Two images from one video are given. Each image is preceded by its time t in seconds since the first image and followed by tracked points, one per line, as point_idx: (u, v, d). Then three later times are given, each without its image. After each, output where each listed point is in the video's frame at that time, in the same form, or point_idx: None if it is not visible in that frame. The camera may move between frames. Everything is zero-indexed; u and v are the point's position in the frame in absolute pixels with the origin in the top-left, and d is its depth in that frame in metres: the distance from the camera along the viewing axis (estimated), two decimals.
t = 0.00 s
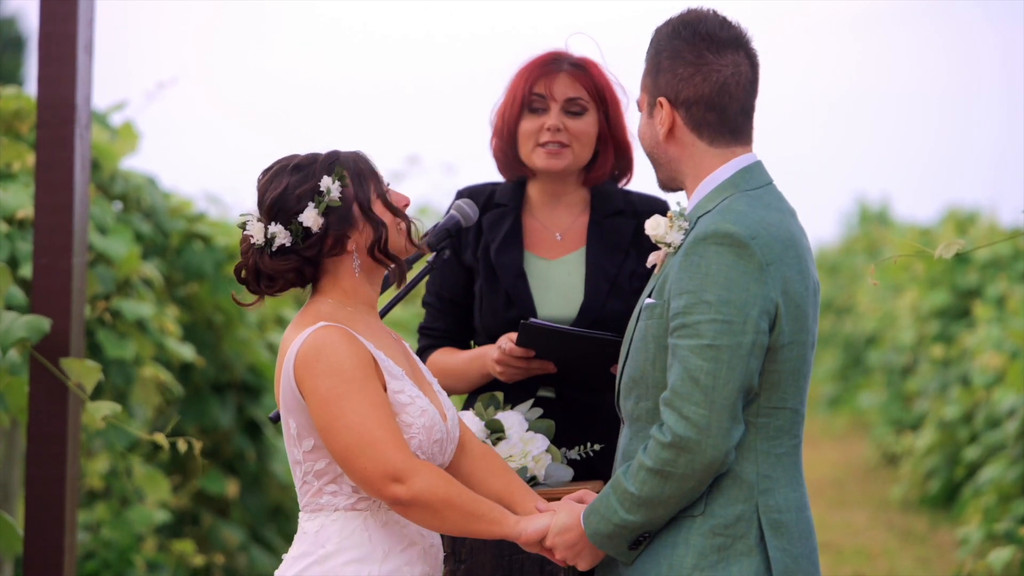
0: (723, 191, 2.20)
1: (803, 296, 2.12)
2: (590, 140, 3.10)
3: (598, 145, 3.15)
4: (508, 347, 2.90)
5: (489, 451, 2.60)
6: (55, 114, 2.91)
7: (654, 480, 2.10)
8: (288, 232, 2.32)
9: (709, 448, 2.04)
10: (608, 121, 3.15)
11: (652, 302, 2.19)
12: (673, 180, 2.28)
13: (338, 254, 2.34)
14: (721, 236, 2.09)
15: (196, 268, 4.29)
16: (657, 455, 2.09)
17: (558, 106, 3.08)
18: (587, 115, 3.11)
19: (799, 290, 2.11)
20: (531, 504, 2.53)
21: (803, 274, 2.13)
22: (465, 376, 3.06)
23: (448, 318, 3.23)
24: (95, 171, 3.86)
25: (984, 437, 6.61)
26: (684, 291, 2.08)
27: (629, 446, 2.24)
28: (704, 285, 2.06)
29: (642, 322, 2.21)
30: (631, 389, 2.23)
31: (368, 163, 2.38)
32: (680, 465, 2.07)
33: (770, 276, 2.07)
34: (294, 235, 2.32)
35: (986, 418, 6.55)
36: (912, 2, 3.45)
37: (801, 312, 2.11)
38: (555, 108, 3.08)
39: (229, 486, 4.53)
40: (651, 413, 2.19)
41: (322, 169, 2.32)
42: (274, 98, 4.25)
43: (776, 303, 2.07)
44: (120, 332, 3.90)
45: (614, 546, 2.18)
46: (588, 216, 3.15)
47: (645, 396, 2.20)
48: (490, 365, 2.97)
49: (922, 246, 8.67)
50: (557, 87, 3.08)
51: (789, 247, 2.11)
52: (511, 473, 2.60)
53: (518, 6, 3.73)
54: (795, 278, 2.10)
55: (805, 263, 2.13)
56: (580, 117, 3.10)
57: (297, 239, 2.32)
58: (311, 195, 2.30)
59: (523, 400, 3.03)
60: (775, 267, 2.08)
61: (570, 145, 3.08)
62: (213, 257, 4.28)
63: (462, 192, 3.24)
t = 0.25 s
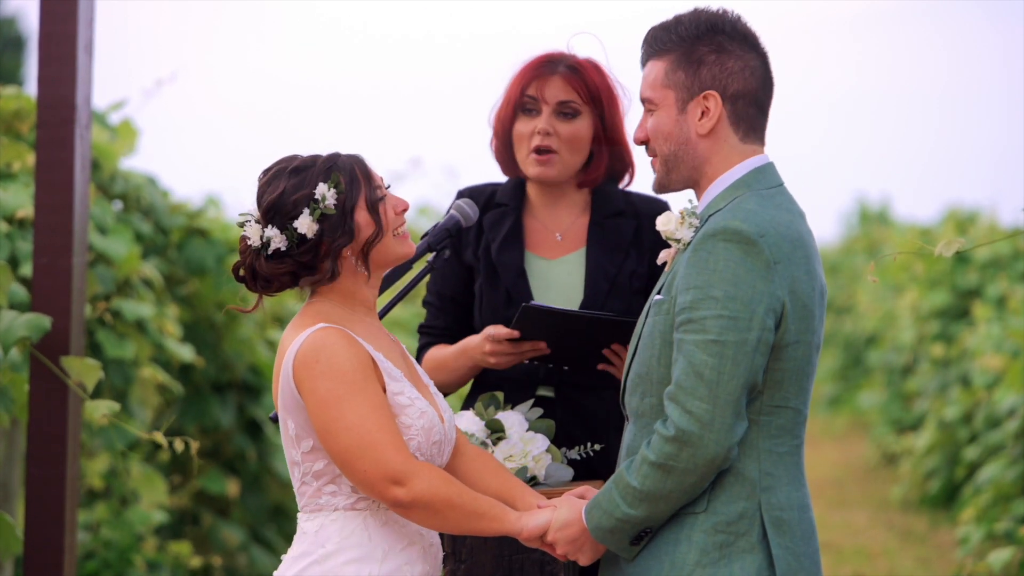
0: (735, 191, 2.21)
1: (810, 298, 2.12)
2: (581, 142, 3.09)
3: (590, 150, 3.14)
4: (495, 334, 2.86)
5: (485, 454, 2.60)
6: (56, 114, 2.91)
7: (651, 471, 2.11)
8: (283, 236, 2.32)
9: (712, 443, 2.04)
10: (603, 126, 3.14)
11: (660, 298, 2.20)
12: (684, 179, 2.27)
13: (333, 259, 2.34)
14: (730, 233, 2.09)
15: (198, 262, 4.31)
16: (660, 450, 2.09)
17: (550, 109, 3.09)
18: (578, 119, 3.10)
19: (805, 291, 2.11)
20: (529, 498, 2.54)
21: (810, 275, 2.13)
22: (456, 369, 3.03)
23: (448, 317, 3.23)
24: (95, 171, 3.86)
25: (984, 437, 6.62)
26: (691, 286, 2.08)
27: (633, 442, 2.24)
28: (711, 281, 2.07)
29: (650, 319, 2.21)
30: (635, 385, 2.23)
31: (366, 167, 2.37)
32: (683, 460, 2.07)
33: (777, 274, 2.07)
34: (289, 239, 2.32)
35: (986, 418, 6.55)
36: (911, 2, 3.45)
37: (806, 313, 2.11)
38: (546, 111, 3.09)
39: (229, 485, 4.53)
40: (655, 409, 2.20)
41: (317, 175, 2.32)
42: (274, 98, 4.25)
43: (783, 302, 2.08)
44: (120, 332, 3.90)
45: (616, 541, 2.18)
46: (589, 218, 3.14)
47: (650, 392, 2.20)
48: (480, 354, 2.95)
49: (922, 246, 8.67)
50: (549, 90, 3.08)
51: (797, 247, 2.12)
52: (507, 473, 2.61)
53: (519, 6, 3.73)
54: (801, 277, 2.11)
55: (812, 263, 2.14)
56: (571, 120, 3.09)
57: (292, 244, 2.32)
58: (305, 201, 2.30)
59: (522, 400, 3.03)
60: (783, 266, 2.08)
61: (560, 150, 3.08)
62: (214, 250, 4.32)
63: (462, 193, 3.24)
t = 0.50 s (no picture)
0: (741, 191, 2.21)
1: (818, 299, 2.12)
2: (581, 150, 3.09)
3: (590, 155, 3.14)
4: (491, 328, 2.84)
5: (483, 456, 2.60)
6: (56, 114, 2.91)
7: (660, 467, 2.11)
8: (286, 231, 2.32)
9: (720, 441, 2.04)
10: (603, 130, 3.13)
11: (668, 297, 2.20)
12: (694, 179, 2.27)
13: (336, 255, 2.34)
14: (741, 232, 2.09)
15: (197, 264, 4.31)
16: (667, 447, 2.09)
17: (546, 119, 3.08)
18: (576, 129, 3.09)
19: (813, 292, 2.11)
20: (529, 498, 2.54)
21: (818, 275, 2.14)
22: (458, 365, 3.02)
23: (454, 319, 3.23)
24: (95, 171, 3.86)
25: (984, 437, 6.61)
26: (701, 285, 2.08)
27: (639, 440, 2.24)
28: (722, 280, 2.06)
29: (658, 317, 2.21)
30: (642, 384, 2.23)
31: (371, 167, 2.37)
32: (691, 458, 2.07)
33: (787, 273, 2.07)
34: (292, 234, 2.32)
35: (986, 418, 6.55)
36: (911, 2, 3.45)
37: (813, 314, 2.12)
38: (543, 123, 3.08)
39: (229, 485, 4.53)
40: (661, 407, 2.20)
41: (323, 172, 2.32)
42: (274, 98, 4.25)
43: (792, 302, 2.08)
44: (120, 332, 3.90)
45: (620, 539, 2.18)
46: (592, 218, 3.14)
47: (656, 391, 2.20)
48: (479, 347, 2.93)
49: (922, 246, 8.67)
50: (545, 101, 3.08)
51: (806, 247, 2.12)
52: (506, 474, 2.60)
53: (519, 5, 3.73)
54: (810, 277, 2.11)
55: (821, 263, 2.14)
56: (568, 130, 3.09)
57: (295, 239, 2.32)
58: (310, 196, 2.30)
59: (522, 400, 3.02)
60: (792, 266, 2.08)
61: (561, 157, 3.08)
62: (214, 252, 4.29)
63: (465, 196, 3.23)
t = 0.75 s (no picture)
0: (752, 196, 2.21)
1: (825, 308, 2.13)
2: (578, 151, 3.09)
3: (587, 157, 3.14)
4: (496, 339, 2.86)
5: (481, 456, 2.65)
6: (57, 113, 2.91)
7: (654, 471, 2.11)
8: (295, 240, 2.32)
9: (729, 447, 2.04)
10: (602, 133, 3.13)
11: (675, 301, 2.20)
12: (705, 180, 2.27)
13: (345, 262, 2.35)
14: (754, 239, 2.09)
15: (197, 264, 4.31)
16: (675, 447, 2.09)
17: (546, 118, 3.08)
18: (575, 129, 3.09)
19: (822, 301, 2.12)
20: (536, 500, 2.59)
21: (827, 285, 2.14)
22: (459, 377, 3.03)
23: (452, 327, 3.21)
24: (95, 170, 3.86)
25: (984, 437, 6.61)
26: (712, 290, 2.08)
27: (640, 441, 2.24)
28: (734, 286, 2.06)
29: (664, 320, 2.21)
30: (646, 387, 2.23)
31: (376, 168, 2.37)
32: (697, 460, 2.06)
33: (799, 281, 2.07)
34: (300, 242, 2.32)
35: (986, 418, 6.55)
36: (912, 2, 3.45)
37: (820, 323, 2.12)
38: (543, 121, 3.08)
39: (229, 485, 4.53)
40: (666, 411, 2.20)
41: (328, 178, 2.31)
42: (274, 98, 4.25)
43: (803, 310, 2.08)
44: (120, 332, 3.90)
45: (613, 533, 2.18)
46: (586, 214, 3.15)
47: (660, 395, 2.20)
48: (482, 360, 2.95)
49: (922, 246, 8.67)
50: (547, 99, 3.07)
51: (817, 255, 2.13)
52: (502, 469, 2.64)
53: (520, 5, 3.73)
54: (818, 285, 2.11)
55: (829, 271, 2.14)
56: (568, 130, 3.09)
57: (304, 247, 2.32)
58: (318, 204, 2.29)
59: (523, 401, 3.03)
60: (803, 274, 2.08)
61: (558, 157, 3.08)
62: (214, 251, 4.32)
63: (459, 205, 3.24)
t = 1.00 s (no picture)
0: (730, 197, 2.22)
1: (809, 301, 2.14)
2: (582, 151, 3.09)
3: (591, 157, 3.14)
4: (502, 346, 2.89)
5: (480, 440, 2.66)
6: (57, 114, 2.91)
7: (662, 439, 2.04)
8: (295, 234, 2.32)
9: (763, 433, 2.00)
10: (604, 133, 3.13)
11: (662, 303, 2.20)
12: (689, 185, 2.27)
13: (343, 259, 2.35)
14: (739, 237, 2.08)
15: (199, 263, 4.32)
16: (711, 418, 2.00)
17: (549, 121, 3.08)
18: (578, 130, 3.09)
19: (806, 296, 2.13)
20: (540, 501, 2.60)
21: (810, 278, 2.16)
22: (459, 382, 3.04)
23: (450, 327, 3.22)
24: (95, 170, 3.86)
25: (984, 436, 6.61)
26: (704, 289, 2.07)
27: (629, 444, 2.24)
28: (726, 280, 2.05)
29: (651, 322, 2.21)
30: (637, 388, 2.23)
31: (384, 173, 2.37)
32: (734, 437, 1.99)
33: (785, 275, 2.07)
34: (300, 237, 2.32)
35: (986, 418, 6.55)
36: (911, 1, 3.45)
37: (804, 318, 2.13)
38: (546, 125, 3.08)
39: (230, 485, 4.53)
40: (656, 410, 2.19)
41: (335, 180, 2.31)
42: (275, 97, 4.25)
43: (789, 302, 2.08)
44: (121, 331, 3.89)
45: (613, 480, 2.09)
46: (589, 213, 3.15)
47: (650, 396, 2.21)
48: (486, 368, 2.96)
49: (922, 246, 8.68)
50: (548, 103, 3.08)
51: (801, 253, 2.13)
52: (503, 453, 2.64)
53: (520, 6, 3.73)
54: (801, 280, 2.12)
55: (812, 266, 2.15)
56: (571, 132, 3.09)
57: (303, 242, 2.33)
58: (322, 202, 2.29)
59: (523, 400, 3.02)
60: (789, 268, 2.09)
61: (562, 159, 3.09)
62: (214, 251, 4.32)
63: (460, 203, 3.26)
